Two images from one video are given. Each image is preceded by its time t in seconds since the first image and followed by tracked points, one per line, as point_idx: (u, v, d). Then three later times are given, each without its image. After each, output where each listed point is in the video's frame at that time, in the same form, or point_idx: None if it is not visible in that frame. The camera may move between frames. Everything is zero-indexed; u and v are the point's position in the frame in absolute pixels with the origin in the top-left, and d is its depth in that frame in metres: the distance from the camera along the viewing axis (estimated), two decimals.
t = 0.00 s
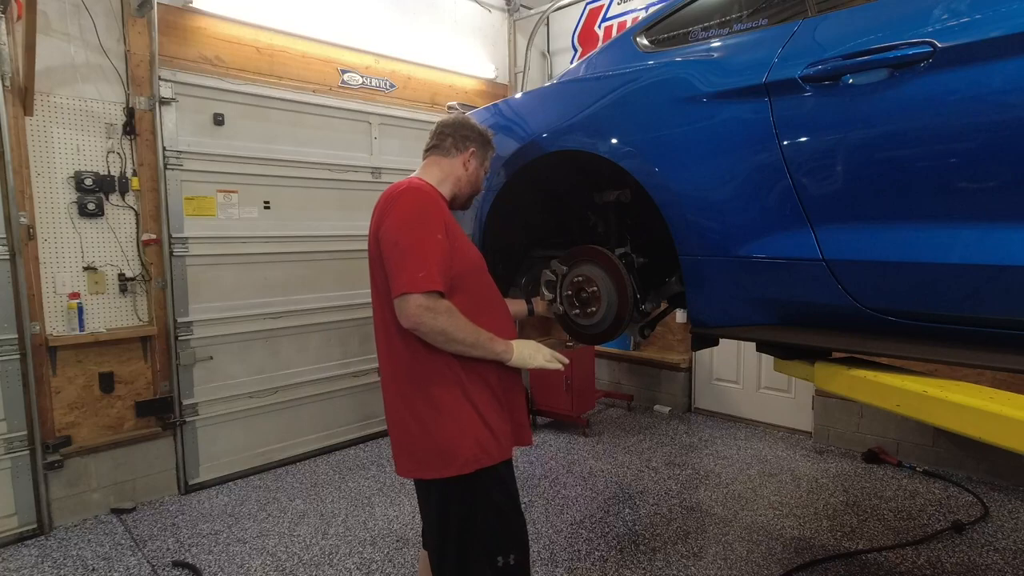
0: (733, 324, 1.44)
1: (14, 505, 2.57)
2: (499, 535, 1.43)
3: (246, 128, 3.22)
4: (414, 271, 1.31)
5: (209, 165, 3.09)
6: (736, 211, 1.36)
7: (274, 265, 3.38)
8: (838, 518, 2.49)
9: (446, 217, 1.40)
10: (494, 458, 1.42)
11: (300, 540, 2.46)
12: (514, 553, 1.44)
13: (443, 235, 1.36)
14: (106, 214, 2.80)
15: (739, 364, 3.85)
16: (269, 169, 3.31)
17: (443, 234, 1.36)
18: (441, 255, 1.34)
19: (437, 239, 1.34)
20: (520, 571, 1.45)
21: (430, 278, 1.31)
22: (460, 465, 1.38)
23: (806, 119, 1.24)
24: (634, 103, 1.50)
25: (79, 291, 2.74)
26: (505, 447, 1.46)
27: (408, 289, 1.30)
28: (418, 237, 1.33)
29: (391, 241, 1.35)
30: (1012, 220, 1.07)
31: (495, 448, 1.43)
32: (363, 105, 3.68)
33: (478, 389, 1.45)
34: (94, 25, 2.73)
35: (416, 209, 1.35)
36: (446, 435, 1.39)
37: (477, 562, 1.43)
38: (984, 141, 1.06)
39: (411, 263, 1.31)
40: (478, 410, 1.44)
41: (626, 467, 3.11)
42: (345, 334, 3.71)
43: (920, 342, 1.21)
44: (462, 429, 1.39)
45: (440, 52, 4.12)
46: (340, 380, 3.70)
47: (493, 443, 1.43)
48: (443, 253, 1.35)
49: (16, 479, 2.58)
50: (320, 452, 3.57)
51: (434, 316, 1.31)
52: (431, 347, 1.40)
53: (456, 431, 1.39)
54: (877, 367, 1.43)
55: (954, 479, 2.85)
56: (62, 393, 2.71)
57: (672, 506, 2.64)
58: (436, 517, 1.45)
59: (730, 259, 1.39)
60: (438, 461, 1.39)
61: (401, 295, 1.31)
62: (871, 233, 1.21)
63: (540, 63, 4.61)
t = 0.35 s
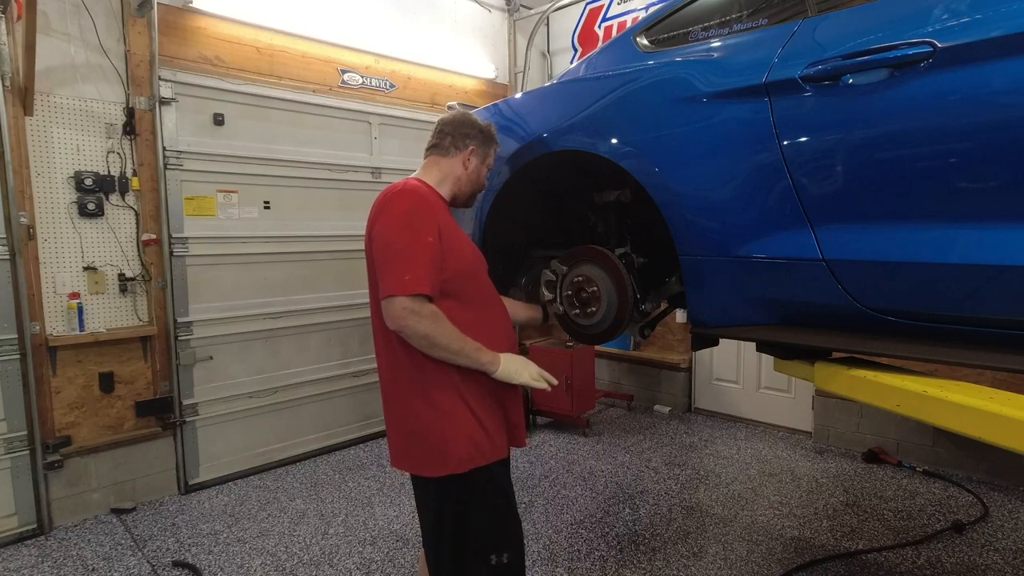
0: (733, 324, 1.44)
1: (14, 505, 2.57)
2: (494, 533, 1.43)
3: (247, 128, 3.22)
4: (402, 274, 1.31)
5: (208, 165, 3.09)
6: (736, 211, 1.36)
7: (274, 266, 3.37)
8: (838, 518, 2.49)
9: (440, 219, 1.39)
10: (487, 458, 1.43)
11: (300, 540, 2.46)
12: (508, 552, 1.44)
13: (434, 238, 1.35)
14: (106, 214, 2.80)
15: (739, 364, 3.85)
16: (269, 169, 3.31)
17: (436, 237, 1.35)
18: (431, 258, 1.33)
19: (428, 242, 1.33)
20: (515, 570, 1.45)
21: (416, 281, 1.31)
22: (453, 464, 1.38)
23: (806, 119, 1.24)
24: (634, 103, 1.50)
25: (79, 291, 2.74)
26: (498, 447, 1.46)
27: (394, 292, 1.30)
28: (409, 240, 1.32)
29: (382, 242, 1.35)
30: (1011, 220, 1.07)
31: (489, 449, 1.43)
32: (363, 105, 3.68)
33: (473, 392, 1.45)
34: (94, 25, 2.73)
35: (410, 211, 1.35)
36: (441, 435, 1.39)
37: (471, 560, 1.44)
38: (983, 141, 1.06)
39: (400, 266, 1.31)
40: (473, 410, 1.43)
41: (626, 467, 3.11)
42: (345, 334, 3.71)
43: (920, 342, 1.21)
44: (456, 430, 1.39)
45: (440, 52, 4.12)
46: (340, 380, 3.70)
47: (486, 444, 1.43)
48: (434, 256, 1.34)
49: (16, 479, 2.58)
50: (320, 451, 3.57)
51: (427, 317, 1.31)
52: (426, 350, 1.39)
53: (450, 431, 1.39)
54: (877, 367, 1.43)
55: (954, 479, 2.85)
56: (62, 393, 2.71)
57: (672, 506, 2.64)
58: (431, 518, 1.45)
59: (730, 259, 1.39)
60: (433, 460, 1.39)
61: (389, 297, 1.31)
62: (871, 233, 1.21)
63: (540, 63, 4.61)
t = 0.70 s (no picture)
0: (732, 324, 1.44)
1: (14, 505, 2.57)
2: (498, 534, 1.45)
3: (246, 128, 3.22)
4: (394, 276, 1.31)
5: (208, 165, 3.09)
6: (736, 211, 1.36)
7: (273, 266, 3.37)
8: (838, 518, 2.49)
9: (435, 220, 1.39)
10: (484, 458, 1.43)
11: (300, 540, 2.46)
12: (504, 552, 1.45)
13: (428, 239, 1.35)
14: (106, 214, 2.80)
15: (739, 364, 3.85)
16: (269, 170, 3.31)
17: (430, 238, 1.35)
18: (424, 260, 1.33)
19: (421, 243, 1.33)
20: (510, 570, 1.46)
21: (408, 284, 1.30)
22: (450, 465, 1.39)
23: (806, 119, 1.24)
24: (634, 103, 1.50)
25: (79, 291, 2.74)
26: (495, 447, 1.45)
27: (386, 295, 1.30)
28: (401, 243, 1.32)
29: (376, 244, 1.35)
30: (1011, 220, 1.07)
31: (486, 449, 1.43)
32: (363, 105, 3.68)
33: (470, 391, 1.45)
34: (94, 25, 2.73)
35: (403, 213, 1.35)
36: (437, 435, 1.39)
37: (468, 560, 1.44)
38: (983, 141, 1.06)
39: (392, 269, 1.31)
40: (470, 410, 1.43)
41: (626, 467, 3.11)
42: (346, 335, 3.71)
43: (919, 342, 1.21)
44: (453, 431, 1.40)
45: (440, 52, 4.12)
46: (340, 380, 3.70)
47: (483, 444, 1.43)
48: (427, 258, 1.34)
49: (16, 479, 2.58)
50: (320, 451, 3.56)
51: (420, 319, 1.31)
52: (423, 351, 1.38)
53: (447, 432, 1.39)
54: (877, 367, 1.43)
55: (954, 479, 2.85)
56: (62, 393, 2.71)
57: (672, 506, 2.64)
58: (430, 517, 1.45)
59: (730, 259, 1.39)
60: (429, 461, 1.39)
61: (383, 300, 1.31)
62: (871, 233, 1.21)
63: (540, 63, 4.61)
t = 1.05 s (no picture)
0: (733, 324, 1.44)
1: (14, 505, 2.57)
2: (484, 534, 1.50)
3: (246, 128, 3.22)
4: (377, 281, 1.28)
5: (208, 165, 3.09)
6: (736, 211, 1.36)
7: (273, 266, 3.38)
8: (838, 518, 2.49)
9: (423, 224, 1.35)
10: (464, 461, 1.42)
11: (300, 540, 2.46)
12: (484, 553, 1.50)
13: (414, 241, 1.32)
14: (106, 214, 2.80)
15: (739, 364, 3.85)
16: (269, 170, 3.31)
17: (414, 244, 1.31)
18: (410, 263, 1.30)
19: (407, 247, 1.30)
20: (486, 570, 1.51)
21: (393, 288, 1.28)
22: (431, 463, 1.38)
23: (806, 119, 1.24)
24: (634, 103, 1.50)
25: (79, 291, 2.74)
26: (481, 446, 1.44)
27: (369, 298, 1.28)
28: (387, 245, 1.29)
29: (362, 246, 1.33)
30: (1011, 220, 1.07)
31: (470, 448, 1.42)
32: (363, 105, 3.68)
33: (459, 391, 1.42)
34: (94, 25, 2.73)
35: (390, 214, 1.32)
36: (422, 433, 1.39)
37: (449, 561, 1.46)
38: (983, 141, 1.06)
39: (374, 273, 1.28)
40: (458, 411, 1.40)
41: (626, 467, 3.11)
42: (345, 335, 3.71)
43: (919, 342, 1.21)
44: (437, 429, 1.39)
45: (440, 52, 4.12)
46: (340, 380, 3.70)
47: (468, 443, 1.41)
48: (411, 264, 1.30)
49: (16, 479, 2.58)
50: (320, 451, 3.56)
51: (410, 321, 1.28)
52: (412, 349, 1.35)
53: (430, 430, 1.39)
54: (877, 367, 1.43)
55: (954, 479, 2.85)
56: (62, 393, 2.71)
57: (672, 506, 2.64)
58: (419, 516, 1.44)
59: (730, 259, 1.39)
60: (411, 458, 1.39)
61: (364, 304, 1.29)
62: (871, 233, 1.21)
63: (540, 63, 4.61)
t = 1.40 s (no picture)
0: (733, 324, 1.44)
1: (14, 505, 2.57)
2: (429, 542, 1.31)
3: (246, 128, 3.22)
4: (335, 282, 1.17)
5: (208, 166, 3.09)
6: (736, 211, 1.36)
7: (273, 266, 3.38)
8: (838, 518, 2.49)
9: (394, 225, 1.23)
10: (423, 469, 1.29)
11: (300, 540, 2.46)
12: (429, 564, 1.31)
13: (380, 243, 1.20)
14: (106, 214, 2.80)
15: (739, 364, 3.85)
16: (269, 169, 3.31)
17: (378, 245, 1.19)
18: (376, 268, 1.19)
19: (370, 248, 1.18)
20: None
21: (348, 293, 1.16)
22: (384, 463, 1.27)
23: (806, 119, 1.24)
24: (634, 103, 1.50)
25: (79, 291, 2.74)
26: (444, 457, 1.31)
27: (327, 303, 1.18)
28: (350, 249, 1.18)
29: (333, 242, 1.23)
30: (1011, 220, 1.07)
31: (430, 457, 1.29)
32: (363, 105, 3.68)
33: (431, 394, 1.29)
34: (94, 25, 2.73)
35: (356, 213, 1.21)
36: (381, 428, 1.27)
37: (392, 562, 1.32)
38: (983, 141, 1.06)
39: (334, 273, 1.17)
40: (417, 418, 1.27)
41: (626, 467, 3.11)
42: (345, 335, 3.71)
43: (919, 342, 1.21)
44: (395, 426, 1.28)
45: (440, 52, 4.12)
46: (340, 380, 3.69)
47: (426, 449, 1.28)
48: (372, 265, 1.18)
49: (16, 479, 2.59)
50: (320, 451, 3.56)
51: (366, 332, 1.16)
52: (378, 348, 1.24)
53: (389, 425, 1.28)
54: (877, 367, 1.43)
55: (954, 479, 2.85)
56: (62, 393, 2.71)
57: (672, 506, 2.64)
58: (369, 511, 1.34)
59: (730, 259, 1.39)
60: (365, 449, 1.29)
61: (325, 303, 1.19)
62: (871, 233, 1.21)
63: (540, 63, 4.61)
